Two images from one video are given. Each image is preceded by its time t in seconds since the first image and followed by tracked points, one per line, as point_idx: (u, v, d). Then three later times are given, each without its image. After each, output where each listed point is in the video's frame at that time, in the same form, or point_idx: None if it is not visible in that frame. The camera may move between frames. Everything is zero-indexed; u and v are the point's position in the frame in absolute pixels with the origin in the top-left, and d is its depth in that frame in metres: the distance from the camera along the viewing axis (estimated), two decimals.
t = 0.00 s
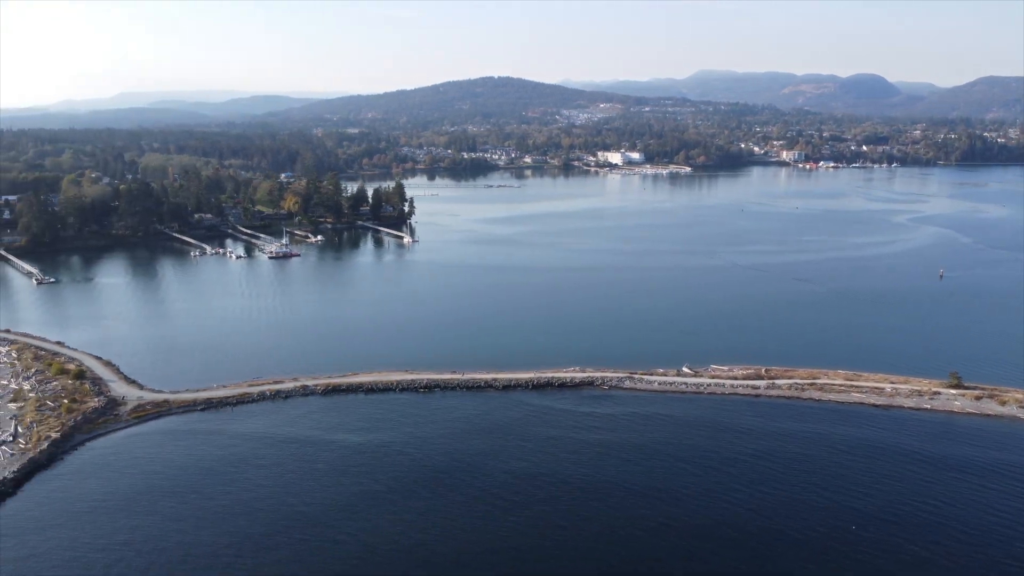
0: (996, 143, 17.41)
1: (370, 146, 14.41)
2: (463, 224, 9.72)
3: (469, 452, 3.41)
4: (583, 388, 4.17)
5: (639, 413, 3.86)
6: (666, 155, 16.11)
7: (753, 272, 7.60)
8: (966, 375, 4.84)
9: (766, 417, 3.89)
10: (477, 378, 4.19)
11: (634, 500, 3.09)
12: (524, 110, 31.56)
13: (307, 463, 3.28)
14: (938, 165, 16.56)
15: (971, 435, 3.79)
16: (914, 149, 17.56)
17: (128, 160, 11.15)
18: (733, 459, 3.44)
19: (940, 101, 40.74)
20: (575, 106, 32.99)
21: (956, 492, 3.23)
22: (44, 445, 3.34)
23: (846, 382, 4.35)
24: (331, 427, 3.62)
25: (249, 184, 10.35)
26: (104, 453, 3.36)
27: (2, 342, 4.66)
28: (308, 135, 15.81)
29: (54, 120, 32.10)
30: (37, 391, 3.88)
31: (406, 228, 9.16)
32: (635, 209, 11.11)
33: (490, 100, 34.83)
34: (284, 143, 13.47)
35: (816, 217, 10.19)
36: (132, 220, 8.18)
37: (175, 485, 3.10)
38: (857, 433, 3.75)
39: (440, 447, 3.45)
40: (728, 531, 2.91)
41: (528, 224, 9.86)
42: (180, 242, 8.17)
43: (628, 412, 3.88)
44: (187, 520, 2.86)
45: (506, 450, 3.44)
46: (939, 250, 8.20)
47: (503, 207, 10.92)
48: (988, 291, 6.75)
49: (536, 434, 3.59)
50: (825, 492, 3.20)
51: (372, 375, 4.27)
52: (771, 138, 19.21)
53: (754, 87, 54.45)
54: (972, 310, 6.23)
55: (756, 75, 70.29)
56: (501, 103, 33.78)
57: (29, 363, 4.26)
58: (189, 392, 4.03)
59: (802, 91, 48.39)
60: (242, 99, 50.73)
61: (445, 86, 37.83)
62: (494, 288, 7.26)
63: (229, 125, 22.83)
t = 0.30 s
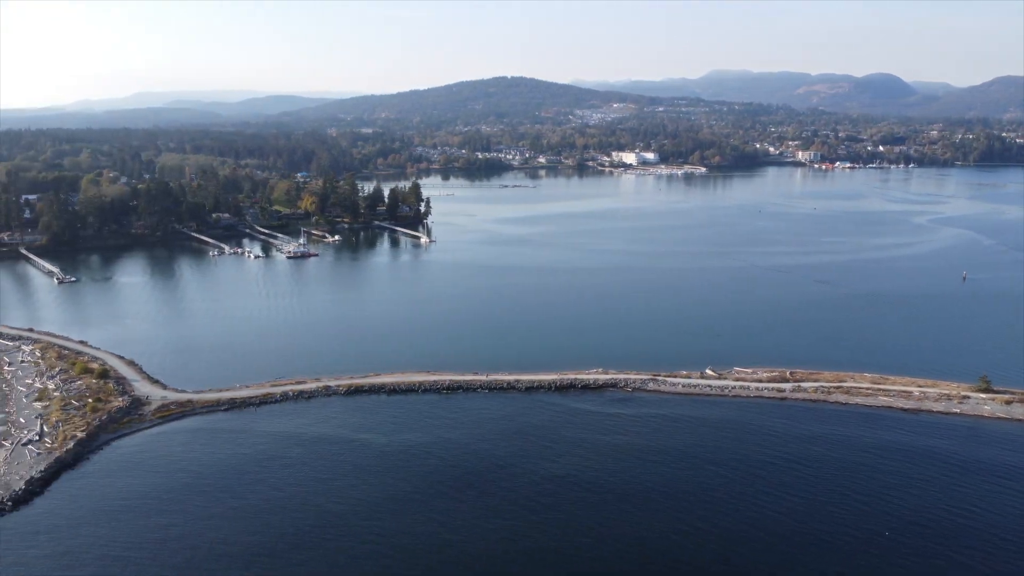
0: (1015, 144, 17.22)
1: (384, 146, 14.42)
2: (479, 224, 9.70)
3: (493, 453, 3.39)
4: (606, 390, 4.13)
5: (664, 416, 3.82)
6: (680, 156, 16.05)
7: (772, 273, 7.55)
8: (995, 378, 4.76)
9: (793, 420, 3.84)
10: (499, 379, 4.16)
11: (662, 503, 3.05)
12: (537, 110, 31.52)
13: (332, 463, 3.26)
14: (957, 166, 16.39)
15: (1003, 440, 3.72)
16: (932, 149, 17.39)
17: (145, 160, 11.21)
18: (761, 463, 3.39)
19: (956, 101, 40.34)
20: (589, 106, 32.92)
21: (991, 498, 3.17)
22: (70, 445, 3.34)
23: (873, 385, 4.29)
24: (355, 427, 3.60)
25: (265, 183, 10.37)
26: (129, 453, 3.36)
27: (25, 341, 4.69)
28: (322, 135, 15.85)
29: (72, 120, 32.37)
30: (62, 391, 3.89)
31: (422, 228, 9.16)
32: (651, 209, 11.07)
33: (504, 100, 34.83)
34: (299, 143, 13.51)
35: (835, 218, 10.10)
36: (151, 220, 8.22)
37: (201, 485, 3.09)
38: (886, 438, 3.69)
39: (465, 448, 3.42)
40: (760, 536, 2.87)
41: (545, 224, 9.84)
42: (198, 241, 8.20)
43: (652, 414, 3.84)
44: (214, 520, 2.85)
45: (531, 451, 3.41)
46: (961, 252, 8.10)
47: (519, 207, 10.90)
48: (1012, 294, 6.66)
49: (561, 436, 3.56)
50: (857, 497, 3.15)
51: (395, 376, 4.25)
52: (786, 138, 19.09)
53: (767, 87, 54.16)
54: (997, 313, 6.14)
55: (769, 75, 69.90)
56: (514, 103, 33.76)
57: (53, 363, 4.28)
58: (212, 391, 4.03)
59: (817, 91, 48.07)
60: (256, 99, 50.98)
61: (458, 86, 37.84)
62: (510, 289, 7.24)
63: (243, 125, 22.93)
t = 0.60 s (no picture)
0: None
1: (399, 146, 14.44)
2: (495, 224, 9.68)
3: (518, 455, 3.36)
4: (630, 392, 4.09)
5: (689, 419, 3.77)
6: (695, 156, 15.98)
7: (791, 274, 7.48)
8: None
9: (820, 424, 3.79)
10: (522, 381, 4.13)
11: (691, 507, 3.02)
12: (549, 110, 31.47)
13: (357, 464, 3.24)
14: (975, 166, 16.23)
15: None
16: (949, 149, 17.22)
17: (162, 160, 11.26)
18: (790, 467, 3.34)
19: (972, 101, 39.96)
20: (602, 106, 32.84)
21: None
22: (95, 445, 3.34)
23: (900, 389, 4.23)
24: (379, 428, 3.58)
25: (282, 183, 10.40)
26: (155, 453, 3.35)
27: (48, 339, 4.71)
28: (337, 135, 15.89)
29: (91, 121, 32.73)
30: (86, 390, 3.90)
31: (438, 228, 9.16)
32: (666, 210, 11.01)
33: (516, 100, 34.82)
34: (313, 143, 13.53)
35: (853, 219, 10.01)
36: (169, 220, 8.24)
37: (226, 484, 3.08)
38: (916, 442, 3.63)
39: (490, 450, 3.40)
40: (792, 540, 2.83)
41: (560, 224, 9.80)
42: (215, 241, 8.22)
43: (677, 417, 3.79)
44: (240, 520, 2.83)
45: (556, 453, 3.38)
46: (983, 254, 8.00)
47: (534, 207, 10.87)
48: None
49: (586, 438, 3.53)
50: (889, 501, 3.10)
51: (417, 377, 4.23)
52: (801, 138, 18.97)
53: (780, 87, 53.85)
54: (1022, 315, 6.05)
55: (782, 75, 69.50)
56: (526, 103, 33.72)
57: (76, 362, 4.28)
58: (235, 391, 4.02)
59: (831, 91, 47.76)
60: (270, 99, 51.20)
61: (470, 86, 37.84)
62: (523, 289, 7.21)
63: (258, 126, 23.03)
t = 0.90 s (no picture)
0: None
1: (411, 146, 14.45)
2: (510, 224, 9.67)
3: (540, 456, 3.33)
4: (651, 395, 4.06)
5: (712, 422, 3.73)
6: (708, 156, 15.91)
7: (809, 276, 7.42)
8: None
9: (845, 427, 3.74)
10: (542, 383, 4.10)
11: (717, 510, 2.98)
12: (559, 110, 31.43)
13: (379, 465, 3.22)
14: (991, 167, 16.08)
15: None
16: (965, 150, 17.07)
17: (176, 159, 11.30)
18: (816, 471, 3.29)
19: (986, 101, 39.65)
20: (613, 106, 32.77)
21: None
22: (118, 445, 3.34)
23: (925, 392, 4.17)
24: (400, 429, 3.56)
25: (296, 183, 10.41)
26: (177, 453, 3.34)
27: (68, 339, 4.72)
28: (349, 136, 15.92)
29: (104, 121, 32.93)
30: (107, 390, 3.90)
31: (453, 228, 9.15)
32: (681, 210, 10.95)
33: (527, 99, 34.79)
34: (326, 143, 13.56)
35: (870, 219, 9.93)
36: (185, 219, 8.27)
37: (248, 485, 3.06)
38: (943, 447, 3.57)
39: (513, 451, 3.37)
40: (821, 545, 2.79)
41: (575, 224, 9.77)
42: (231, 241, 8.24)
43: (700, 419, 3.75)
44: (264, 520, 2.82)
45: (579, 455, 3.35)
46: (1003, 255, 7.92)
47: (547, 207, 10.85)
48: None
49: (609, 441, 3.49)
50: (919, 506, 3.05)
51: (437, 378, 4.21)
52: (814, 139, 18.88)
53: (791, 87, 53.60)
54: None
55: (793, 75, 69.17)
56: (537, 103, 33.69)
57: (96, 362, 4.29)
58: (255, 392, 4.01)
59: (843, 91, 47.50)
60: (281, 99, 51.41)
61: (481, 86, 37.85)
62: (538, 289, 7.18)
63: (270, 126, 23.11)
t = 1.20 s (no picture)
0: None
1: (425, 146, 14.46)
2: (525, 224, 9.64)
3: (564, 459, 3.30)
4: (674, 397, 4.02)
5: (738, 425, 3.69)
6: (722, 156, 15.83)
7: (828, 277, 7.36)
8: None
9: (873, 431, 3.69)
10: (565, 385, 4.06)
11: (746, 513, 2.94)
12: (571, 110, 31.38)
13: (403, 467, 3.20)
14: (1009, 167, 15.92)
15: None
16: (983, 150, 16.90)
17: (192, 159, 11.35)
18: (845, 475, 3.25)
19: (1002, 101, 39.28)
20: (626, 105, 32.69)
21: None
22: (142, 445, 3.33)
23: (953, 396, 4.11)
24: (424, 430, 3.54)
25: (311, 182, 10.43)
26: (201, 454, 3.34)
27: (90, 339, 4.72)
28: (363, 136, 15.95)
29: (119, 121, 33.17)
30: (130, 390, 3.90)
31: (468, 228, 9.14)
32: (696, 211, 10.89)
33: (539, 99, 34.77)
34: (340, 143, 13.59)
35: (888, 221, 9.84)
36: (202, 219, 8.30)
37: (273, 486, 3.05)
38: (973, 451, 3.51)
39: (537, 454, 3.34)
40: (853, 550, 2.74)
41: (590, 225, 9.74)
42: (247, 240, 8.26)
43: (725, 422, 3.71)
44: (290, 521, 2.80)
45: (604, 457, 3.32)
46: None
47: (562, 207, 10.82)
48: None
49: (634, 444, 3.46)
50: (952, 512, 3.00)
51: (459, 379, 4.19)
52: (828, 139, 18.76)
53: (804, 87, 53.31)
54: None
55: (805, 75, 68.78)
56: (549, 103, 33.66)
57: (119, 361, 4.30)
58: (277, 392, 4.00)
59: (857, 91, 47.18)
60: (293, 99, 51.65)
61: (492, 86, 37.86)
62: (554, 289, 7.15)
63: (283, 126, 23.21)
